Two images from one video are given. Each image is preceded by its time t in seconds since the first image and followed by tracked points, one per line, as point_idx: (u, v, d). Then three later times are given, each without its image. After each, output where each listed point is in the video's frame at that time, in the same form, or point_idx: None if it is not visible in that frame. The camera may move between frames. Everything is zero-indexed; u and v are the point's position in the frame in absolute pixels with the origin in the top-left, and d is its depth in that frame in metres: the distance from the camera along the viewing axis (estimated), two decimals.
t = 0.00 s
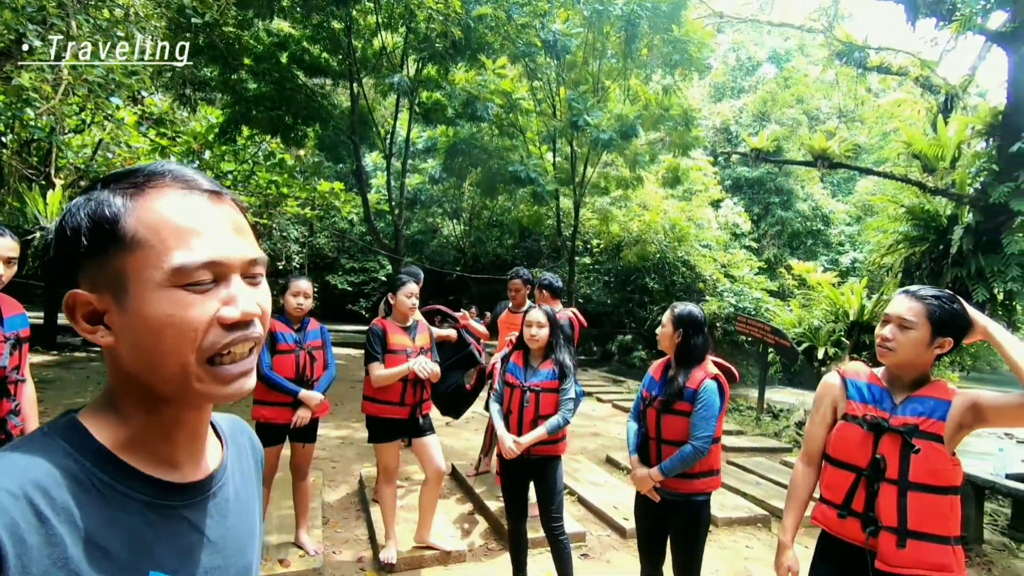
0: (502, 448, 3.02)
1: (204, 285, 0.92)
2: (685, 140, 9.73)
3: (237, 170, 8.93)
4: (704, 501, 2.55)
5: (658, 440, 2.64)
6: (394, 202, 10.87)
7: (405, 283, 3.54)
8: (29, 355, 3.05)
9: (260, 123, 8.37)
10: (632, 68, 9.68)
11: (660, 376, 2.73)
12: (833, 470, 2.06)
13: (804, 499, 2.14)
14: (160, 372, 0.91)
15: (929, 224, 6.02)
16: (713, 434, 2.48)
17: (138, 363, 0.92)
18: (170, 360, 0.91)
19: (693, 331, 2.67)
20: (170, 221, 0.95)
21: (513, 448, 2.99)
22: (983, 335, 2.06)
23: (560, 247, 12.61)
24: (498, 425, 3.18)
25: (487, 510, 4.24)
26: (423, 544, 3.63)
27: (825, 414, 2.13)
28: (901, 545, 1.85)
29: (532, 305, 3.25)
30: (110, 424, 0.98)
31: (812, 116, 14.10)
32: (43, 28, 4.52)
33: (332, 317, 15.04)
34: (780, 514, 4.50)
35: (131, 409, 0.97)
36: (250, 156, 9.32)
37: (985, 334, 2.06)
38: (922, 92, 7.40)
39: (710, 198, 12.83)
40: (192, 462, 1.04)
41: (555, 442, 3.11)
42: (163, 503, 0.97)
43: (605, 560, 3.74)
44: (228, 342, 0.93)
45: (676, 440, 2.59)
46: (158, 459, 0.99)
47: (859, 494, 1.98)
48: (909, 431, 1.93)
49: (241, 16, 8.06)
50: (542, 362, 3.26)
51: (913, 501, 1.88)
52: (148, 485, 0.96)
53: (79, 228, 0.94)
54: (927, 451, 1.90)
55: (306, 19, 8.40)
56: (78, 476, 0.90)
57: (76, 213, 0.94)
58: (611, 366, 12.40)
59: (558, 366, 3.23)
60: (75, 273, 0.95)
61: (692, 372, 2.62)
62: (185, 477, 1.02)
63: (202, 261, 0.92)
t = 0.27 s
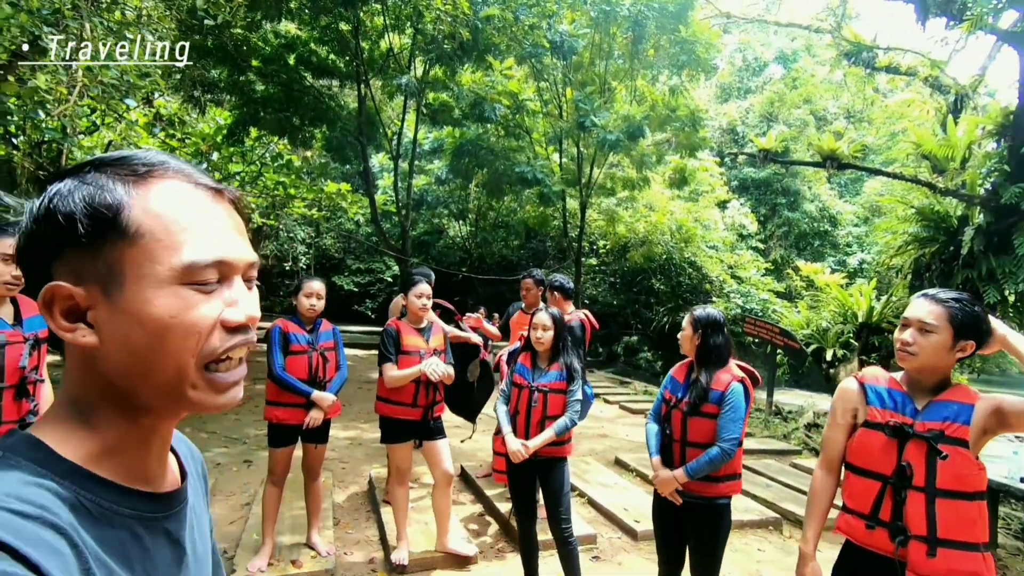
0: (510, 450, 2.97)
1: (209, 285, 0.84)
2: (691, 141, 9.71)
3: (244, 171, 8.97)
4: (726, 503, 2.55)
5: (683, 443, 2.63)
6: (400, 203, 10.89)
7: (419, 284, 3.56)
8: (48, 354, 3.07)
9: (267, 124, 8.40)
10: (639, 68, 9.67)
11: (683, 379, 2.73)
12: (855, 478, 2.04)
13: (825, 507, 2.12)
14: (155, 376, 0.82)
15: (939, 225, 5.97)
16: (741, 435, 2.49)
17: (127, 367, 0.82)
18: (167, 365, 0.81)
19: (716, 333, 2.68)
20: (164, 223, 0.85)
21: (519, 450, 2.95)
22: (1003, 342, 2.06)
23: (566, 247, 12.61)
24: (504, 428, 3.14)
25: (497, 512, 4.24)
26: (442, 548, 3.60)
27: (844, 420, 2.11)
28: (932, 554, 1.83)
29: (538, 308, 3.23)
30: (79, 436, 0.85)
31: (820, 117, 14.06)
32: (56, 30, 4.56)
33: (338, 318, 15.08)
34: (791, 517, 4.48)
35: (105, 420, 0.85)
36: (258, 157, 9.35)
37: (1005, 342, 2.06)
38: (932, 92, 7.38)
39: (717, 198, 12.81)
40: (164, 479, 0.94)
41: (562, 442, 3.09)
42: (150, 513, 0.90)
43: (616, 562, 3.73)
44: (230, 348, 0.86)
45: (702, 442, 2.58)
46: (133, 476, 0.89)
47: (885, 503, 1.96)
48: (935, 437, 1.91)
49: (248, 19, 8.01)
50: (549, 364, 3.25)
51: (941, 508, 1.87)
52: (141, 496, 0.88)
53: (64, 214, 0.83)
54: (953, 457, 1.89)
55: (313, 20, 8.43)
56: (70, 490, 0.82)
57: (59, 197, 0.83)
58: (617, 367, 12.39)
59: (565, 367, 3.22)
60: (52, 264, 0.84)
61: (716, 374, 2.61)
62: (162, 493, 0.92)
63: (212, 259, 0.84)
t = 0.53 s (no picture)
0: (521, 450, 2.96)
1: (174, 273, 0.76)
2: (706, 142, 9.65)
3: (260, 172, 9.06)
4: (751, 509, 2.53)
5: (707, 446, 2.59)
6: (414, 204, 10.92)
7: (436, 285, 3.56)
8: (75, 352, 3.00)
9: (283, 125, 8.46)
10: (652, 69, 9.63)
11: (709, 382, 2.71)
12: (883, 486, 2.01)
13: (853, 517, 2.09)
14: (120, 373, 0.73)
15: (960, 227, 5.98)
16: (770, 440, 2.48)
17: (87, 364, 0.72)
18: (132, 360, 0.73)
19: (748, 338, 2.67)
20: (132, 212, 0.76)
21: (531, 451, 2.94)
22: None
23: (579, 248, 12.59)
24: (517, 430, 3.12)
25: (512, 514, 4.22)
26: (459, 550, 3.59)
27: (871, 427, 2.08)
28: (964, 564, 1.79)
29: (554, 309, 3.22)
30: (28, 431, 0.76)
31: (836, 116, 13.92)
32: (80, 32, 4.63)
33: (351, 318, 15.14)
34: (809, 522, 4.43)
35: (56, 418, 0.76)
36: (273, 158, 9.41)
37: None
38: (952, 92, 7.29)
39: (731, 199, 12.72)
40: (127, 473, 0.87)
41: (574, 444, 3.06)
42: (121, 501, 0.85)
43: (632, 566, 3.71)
44: (200, 339, 0.78)
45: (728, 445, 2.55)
46: (97, 470, 0.81)
47: (914, 511, 1.93)
48: (966, 444, 1.87)
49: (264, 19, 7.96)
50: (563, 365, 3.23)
51: (974, 517, 1.82)
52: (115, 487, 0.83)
53: (4, 200, 0.72)
54: (986, 463, 1.84)
55: (329, 22, 8.49)
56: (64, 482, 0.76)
57: None
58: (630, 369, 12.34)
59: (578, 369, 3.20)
60: None
61: (747, 378, 2.59)
62: (128, 487, 0.85)
63: (174, 244, 0.75)
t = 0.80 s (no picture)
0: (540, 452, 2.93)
1: (117, 272, 0.80)
2: (725, 140, 9.52)
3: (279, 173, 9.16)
4: (778, 511, 2.49)
5: (741, 450, 2.53)
6: (431, 204, 10.95)
7: (455, 285, 3.55)
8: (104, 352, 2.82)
9: (302, 128, 8.53)
10: (670, 67, 9.55)
11: (736, 384, 2.66)
12: (915, 493, 1.96)
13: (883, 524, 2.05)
14: (58, 366, 0.76)
15: (989, 225, 5.86)
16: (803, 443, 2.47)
17: (27, 356, 0.75)
18: (72, 354, 0.76)
19: (778, 341, 2.65)
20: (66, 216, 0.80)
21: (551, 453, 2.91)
22: None
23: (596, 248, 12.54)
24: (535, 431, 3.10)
25: (531, 515, 4.21)
26: (478, 551, 3.59)
27: (902, 432, 2.03)
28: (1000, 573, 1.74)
29: (574, 309, 3.18)
30: None
31: (859, 114, 13.70)
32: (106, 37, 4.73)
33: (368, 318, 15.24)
34: (833, 527, 4.36)
35: None
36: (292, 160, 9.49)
37: None
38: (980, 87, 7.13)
39: (751, 198, 12.57)
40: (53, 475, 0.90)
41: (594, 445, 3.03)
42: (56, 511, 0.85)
43: (652, 569, 3.67)
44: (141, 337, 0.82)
45: (763, 449, 2.49)
46: (29, 467, 0.84)
47: (947, 518, 1.88)
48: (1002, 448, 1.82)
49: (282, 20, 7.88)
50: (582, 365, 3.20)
51: (1011, 525, 1.77)
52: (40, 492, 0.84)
53: None
54: None
55: (347, 25, 8.55)
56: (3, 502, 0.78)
57: None
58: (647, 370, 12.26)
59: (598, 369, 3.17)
60: None
61: (781, 381, 2.57)
62: (54, 488, 0.88)
63: (117, 246, 0.81)
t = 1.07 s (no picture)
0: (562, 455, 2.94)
1: (40, 270, 1.05)
2: (740, 135, 9.42)
3: (293, 173, 9.27)
4: (796, 506, 2.46)
5: (768, 449, 2.49)
6: (443, 203, 10.96)
7: (466, 281, 3.56)
8: (122, 349, 2.76)
9: (315, 127, 8.59)
10: (684, 62, 9.47)
11: (753, 380, 2.62)
12: (939, 491, 1.89)
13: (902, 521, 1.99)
14: None
15: (1013, 218, 5.74)
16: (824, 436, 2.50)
17: None
18: None
19: (792, 336, 2.63)
20: None
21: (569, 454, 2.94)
22: None
23: (610, 246, 12.49)
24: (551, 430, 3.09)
25: (546, 512, 4.21)
26: (493, 549, 3.58)
27: (924, 428, 1.95)
28: None
29: (582, 310, 3.10)
30: None
31: (877, 107, 13.50)
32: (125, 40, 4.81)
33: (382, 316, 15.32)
34: (853, 526, 4.31)
35: None
36: (306, 160, 9.55)
37: None
38: (1003, 78, 6.99)
39: (767, 194, 12.44)
40: None
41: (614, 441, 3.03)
42: None
43: (668, 567, 3.65)
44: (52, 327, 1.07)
45: (789, 445, 2.47)
46: None
47: (975, 517, 1.82)
48: None
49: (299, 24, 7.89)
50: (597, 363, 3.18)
51: None
52: None
53: None
54: None
55: (359, 24, 8.59)
56: None
57: None
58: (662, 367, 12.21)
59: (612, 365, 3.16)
60: None
61: (797, 376, 2.56)
62: None
63: (42, 249, 1.05)
